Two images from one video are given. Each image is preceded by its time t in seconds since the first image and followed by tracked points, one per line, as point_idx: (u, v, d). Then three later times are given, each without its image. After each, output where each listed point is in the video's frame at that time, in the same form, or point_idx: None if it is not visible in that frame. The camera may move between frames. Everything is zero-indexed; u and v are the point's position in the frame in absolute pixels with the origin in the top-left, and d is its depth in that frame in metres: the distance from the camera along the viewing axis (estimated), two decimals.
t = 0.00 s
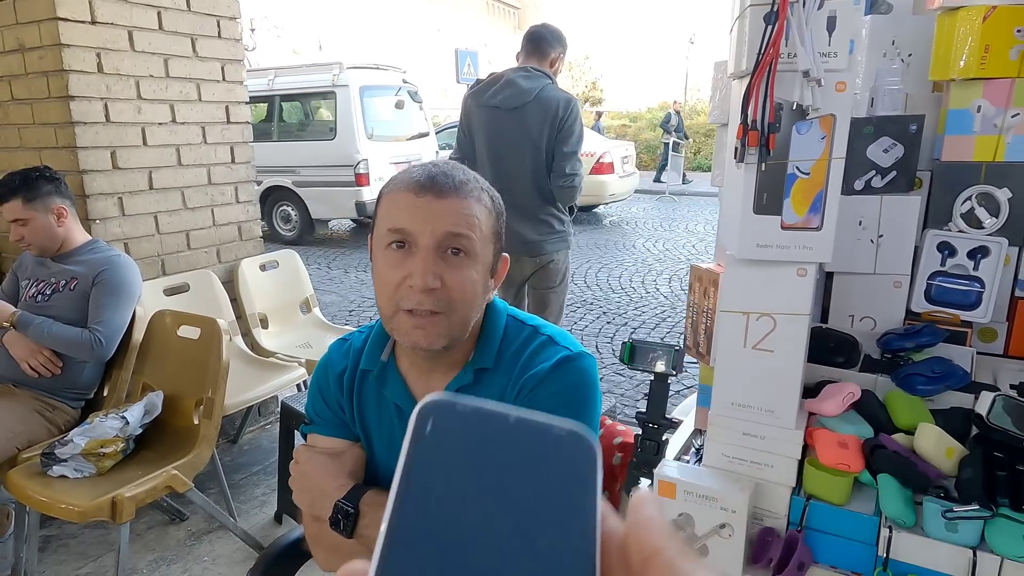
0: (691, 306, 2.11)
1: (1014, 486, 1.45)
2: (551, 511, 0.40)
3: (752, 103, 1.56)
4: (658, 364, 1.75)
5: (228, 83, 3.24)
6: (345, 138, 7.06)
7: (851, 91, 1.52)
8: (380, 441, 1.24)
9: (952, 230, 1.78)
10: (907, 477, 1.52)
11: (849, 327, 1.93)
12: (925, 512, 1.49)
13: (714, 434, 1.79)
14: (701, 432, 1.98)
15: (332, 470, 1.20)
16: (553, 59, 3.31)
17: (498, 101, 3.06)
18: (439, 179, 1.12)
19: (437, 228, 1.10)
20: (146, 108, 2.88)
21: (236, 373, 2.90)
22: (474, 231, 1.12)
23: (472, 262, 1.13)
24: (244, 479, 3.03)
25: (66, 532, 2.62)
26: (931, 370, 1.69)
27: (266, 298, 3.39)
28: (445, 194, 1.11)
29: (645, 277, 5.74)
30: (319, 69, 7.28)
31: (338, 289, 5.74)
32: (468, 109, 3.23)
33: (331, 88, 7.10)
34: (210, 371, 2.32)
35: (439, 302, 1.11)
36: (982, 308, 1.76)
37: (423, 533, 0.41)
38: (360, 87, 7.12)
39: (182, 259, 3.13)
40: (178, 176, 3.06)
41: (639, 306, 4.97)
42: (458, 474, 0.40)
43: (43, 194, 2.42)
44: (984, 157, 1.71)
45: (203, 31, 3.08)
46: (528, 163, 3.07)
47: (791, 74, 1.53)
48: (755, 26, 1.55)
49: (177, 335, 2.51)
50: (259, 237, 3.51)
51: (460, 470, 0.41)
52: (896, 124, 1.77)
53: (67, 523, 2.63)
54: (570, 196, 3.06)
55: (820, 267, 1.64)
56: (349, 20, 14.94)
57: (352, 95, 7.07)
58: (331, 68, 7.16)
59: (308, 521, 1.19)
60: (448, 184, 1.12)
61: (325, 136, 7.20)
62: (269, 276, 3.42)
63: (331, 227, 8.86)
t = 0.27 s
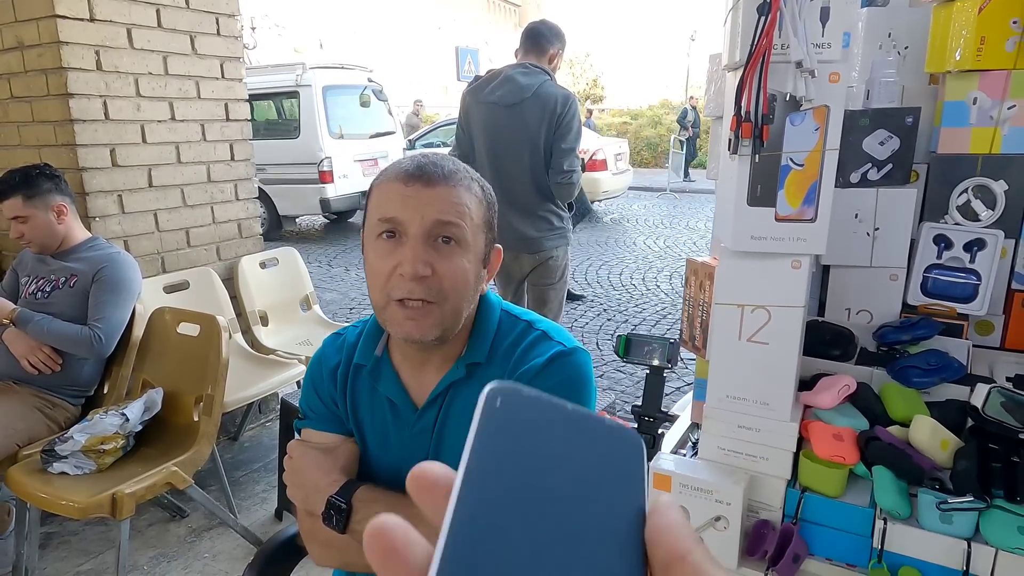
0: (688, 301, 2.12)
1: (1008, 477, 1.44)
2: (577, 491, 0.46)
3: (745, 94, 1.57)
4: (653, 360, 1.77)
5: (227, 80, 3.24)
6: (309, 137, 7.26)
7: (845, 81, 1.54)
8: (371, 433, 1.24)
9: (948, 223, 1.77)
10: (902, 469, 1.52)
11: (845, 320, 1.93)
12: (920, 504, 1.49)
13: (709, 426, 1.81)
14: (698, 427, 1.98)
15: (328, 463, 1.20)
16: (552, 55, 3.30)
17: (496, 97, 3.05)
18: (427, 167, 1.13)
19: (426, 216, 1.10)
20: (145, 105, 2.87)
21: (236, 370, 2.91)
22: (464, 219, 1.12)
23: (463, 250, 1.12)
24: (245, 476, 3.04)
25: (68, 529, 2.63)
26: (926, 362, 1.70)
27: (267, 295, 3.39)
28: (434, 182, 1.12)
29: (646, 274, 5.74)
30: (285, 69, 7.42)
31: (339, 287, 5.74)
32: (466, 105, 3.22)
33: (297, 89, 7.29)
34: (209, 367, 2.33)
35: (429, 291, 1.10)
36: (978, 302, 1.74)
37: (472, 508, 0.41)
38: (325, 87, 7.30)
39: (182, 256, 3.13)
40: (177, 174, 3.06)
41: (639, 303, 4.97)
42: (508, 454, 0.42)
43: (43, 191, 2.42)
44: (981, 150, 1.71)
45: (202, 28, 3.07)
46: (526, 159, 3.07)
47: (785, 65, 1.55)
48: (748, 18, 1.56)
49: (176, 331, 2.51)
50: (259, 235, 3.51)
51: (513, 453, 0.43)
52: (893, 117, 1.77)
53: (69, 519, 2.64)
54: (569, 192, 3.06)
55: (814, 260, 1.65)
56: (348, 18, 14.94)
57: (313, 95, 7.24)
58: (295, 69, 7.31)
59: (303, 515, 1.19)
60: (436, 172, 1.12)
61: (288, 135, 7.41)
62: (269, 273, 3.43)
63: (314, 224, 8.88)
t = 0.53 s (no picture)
0: (685, 298, 2.14)
1: (1000, 474, 1.46)
2: (551, 351, 0.70)
3: (740, 93, 1.62)
4: (649, 357, 1.77)
5: (228, 80, 3.26)
6: (276, 136, 7.29)
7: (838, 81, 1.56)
8: (371, 423, 1.24)
9: (944, 221, 1.78)
10: (896, 465, 1.54)
11: (841, 317, 1.94)
12: (913, 500, 1.50)
13: (706, 424, 1.83)
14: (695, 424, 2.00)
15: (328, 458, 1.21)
16: (551, 54, 3.31)
17: (497, 95, 3.06)
18: (449, 162, 1.14)
19: (447, 208, 1.11)
20: (146, 105, 2.89)
21: (238, 368, 2.93)
22: (482, 214, 1.14)
23: (479, 245, 1.14)
24: (247, 474, 3.06)
25: (71, 527, 2.65)
26: (921, 359, 1.71)
27: (269, 293, 3.40)
28: (456, 176, 1.13)
29: (647, 273, 5.75)
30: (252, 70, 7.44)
31: (340, 285, 5.76)
32: (467, 104, 3.23)
33: (262, 89, 7.29)
34: (211, 368, 2.34)
35: (447, 283, 1.11)
36: (973, 299, 1.76)
37: (462, 361, 0.72)
38: (291, 88, 7.33)
39: (184, 255, 3.14)
40: (179, 173, 3.08)
41: (639, 302, 4.98)
42: (486, 330, 0.72)
43: (45, 191, 2.44)
44: (976, 147, 1.72)
45: (203, 28, 3.09)
46: (527, 158, 3.08)
47: (778, 64, 1.58)
48: (743, 16, 1.62)
49: (178, 330, 2.53)
50: (260, 233, 3.53)
51: (488, 331, 0.72)
52: (887, 115, 1.77)
53: (72, 517, 2.67)
54: (569, 191, 3.07)
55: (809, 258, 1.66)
56: (349, 17, 14.95)
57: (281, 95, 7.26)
58: (262, 70, 7.34)
59: (301, 507, 1.19)
60: (458, 167, 1.14)
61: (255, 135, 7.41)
62: (271, 272, 3.45)
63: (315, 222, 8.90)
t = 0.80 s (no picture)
0: (686, 295, 2.14)
1: (1000, 470, 1.45)
2: (576, 300, 0.81)
3: (738, 92, 1.63)
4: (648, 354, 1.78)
5: (229, 78, 3.26)
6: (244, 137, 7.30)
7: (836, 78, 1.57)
8: (379, 427, 1.24)
9: (944, 217, 1.78)
10: (895, 461, 1.54)
11: (841, 314, 1.94)
12: (912, 496, 1.51)
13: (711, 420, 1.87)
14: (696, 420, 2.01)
15: (332, 454, 1.22)
16: (552, 51, 3.31)
17: (499, 93, 3.06)
18: (451, 165, 1.14)
19: (449, 213, 1.12)
20: (147, 103, 2.89)
21: (240, 366, 2.94)
22: (484, 219, 1.14)
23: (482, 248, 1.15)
24: (249, 472, 3.07)
25: (74, 525, 2.67)
26: (920, 356, 1.70)
27: (271, 292, 3.41)
28: (458, 180, 1.13)
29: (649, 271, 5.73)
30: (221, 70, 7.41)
31: (342, 284, 5.76)
32: (467, 101, 3.22)
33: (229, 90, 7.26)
34: (213, 363, 2.35)
35: (448, 288, 1.12)
36: (972, 296, 1.76)
37: (490, 309, 0.81)
38: (259, 87, 7.31)
39: (186, 254, 3.15)
40: (180, 171, 3.08)
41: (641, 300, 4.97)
42: (511, 280, 0.82)
43: (47, 189, 2.45)
44: (976, 144, 1.71)
45: (203, 26, 3.09)
46: (530, 156, 3.07)
47: (776, 62, 1.59)
48: (741, 15, 1.62)
49: (179, 328, 2.54)
50: (262, 232, 3.53)
51: (512, 282, 0.82)
52: (887, 111, 1.77)
53: (75, 515, 2.68)
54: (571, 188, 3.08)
55: (807, 254, 1.71)
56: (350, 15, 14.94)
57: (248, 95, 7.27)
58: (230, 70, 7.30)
59: (307, 503, 1.21)
60: (460, 170, 1.14)
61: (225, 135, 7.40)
62: (273, 270, 3.45)
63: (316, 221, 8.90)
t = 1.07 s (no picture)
0: (688, 294, 2.15)
1: (1001, 469, 1.46)
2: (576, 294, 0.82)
3: (739, 91, 1.63)
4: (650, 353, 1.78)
5: (232, 77, 3.26)
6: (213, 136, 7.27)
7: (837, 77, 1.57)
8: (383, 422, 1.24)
9: (945, 216, 1.78)
10: (897, 461, 1.54)
11: (842, 313, 1.94)
12: (913, 495, 1.51)
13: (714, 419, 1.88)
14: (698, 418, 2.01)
15: (335, 452, 1.23)
16: (554, 49, 3.31)
17: (501, 91, 3.05)
18: (421, 176, 1.12)
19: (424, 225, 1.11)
20: (150, 103, 2.90)
21: (242, 365, 2.95)
22: (463, 224, 1.14)
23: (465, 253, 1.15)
24: (252, 470, 3.08)
25: (78, 523, 2.68)
26: (921, 355, 1.70)
27: (273, 291, 3.41)
28: (431, 190, 1.12)
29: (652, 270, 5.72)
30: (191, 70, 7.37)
31: (345, 282, 5.77)
32: (469, 100, 3.22)
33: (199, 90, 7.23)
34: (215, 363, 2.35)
35: (436, 297, 1.13)
36: (974, 295, 1.76)
37: (490, 303, 0.82)
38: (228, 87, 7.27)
39: (189, 253, 3.16)
40: (183, 171, 3.09)
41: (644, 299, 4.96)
42: (510, 276, 0.83)
43: (50, 188, 2.46)
44: (978, 143, 1.71)
45: (206, 26, 3.09)
46: (532, 155, 3.07)
47: (777, 61, 1.59)
48: (741, 14, 1.62)
49: (181, 327, 2.54)
50: (264, 231, 3.54)
51: (511, 276, 0.83)
52: (889, 110, 1.76)
53: (79, 513, 2.69)
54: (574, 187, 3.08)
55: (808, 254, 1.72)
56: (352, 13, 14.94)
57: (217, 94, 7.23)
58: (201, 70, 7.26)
59: (312, 499, 1.21)
60: (430, 180, 1.12)
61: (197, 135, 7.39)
62: (275, 269, 3.46)
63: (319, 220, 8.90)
